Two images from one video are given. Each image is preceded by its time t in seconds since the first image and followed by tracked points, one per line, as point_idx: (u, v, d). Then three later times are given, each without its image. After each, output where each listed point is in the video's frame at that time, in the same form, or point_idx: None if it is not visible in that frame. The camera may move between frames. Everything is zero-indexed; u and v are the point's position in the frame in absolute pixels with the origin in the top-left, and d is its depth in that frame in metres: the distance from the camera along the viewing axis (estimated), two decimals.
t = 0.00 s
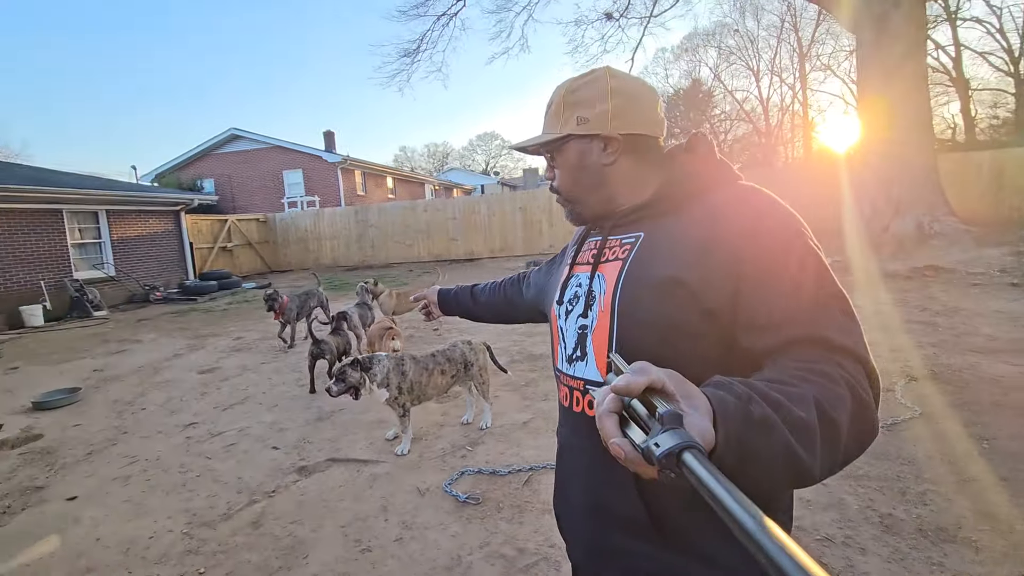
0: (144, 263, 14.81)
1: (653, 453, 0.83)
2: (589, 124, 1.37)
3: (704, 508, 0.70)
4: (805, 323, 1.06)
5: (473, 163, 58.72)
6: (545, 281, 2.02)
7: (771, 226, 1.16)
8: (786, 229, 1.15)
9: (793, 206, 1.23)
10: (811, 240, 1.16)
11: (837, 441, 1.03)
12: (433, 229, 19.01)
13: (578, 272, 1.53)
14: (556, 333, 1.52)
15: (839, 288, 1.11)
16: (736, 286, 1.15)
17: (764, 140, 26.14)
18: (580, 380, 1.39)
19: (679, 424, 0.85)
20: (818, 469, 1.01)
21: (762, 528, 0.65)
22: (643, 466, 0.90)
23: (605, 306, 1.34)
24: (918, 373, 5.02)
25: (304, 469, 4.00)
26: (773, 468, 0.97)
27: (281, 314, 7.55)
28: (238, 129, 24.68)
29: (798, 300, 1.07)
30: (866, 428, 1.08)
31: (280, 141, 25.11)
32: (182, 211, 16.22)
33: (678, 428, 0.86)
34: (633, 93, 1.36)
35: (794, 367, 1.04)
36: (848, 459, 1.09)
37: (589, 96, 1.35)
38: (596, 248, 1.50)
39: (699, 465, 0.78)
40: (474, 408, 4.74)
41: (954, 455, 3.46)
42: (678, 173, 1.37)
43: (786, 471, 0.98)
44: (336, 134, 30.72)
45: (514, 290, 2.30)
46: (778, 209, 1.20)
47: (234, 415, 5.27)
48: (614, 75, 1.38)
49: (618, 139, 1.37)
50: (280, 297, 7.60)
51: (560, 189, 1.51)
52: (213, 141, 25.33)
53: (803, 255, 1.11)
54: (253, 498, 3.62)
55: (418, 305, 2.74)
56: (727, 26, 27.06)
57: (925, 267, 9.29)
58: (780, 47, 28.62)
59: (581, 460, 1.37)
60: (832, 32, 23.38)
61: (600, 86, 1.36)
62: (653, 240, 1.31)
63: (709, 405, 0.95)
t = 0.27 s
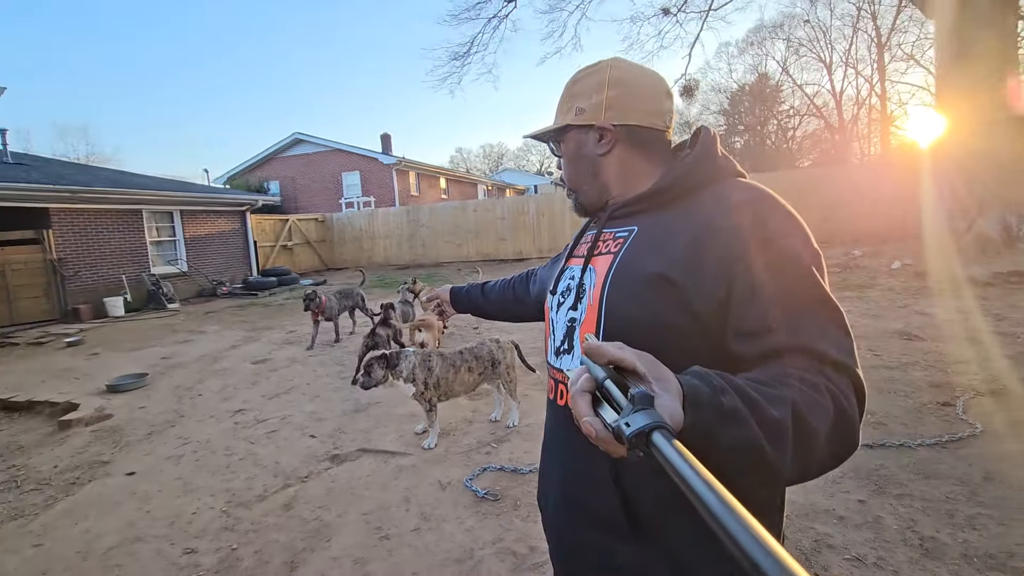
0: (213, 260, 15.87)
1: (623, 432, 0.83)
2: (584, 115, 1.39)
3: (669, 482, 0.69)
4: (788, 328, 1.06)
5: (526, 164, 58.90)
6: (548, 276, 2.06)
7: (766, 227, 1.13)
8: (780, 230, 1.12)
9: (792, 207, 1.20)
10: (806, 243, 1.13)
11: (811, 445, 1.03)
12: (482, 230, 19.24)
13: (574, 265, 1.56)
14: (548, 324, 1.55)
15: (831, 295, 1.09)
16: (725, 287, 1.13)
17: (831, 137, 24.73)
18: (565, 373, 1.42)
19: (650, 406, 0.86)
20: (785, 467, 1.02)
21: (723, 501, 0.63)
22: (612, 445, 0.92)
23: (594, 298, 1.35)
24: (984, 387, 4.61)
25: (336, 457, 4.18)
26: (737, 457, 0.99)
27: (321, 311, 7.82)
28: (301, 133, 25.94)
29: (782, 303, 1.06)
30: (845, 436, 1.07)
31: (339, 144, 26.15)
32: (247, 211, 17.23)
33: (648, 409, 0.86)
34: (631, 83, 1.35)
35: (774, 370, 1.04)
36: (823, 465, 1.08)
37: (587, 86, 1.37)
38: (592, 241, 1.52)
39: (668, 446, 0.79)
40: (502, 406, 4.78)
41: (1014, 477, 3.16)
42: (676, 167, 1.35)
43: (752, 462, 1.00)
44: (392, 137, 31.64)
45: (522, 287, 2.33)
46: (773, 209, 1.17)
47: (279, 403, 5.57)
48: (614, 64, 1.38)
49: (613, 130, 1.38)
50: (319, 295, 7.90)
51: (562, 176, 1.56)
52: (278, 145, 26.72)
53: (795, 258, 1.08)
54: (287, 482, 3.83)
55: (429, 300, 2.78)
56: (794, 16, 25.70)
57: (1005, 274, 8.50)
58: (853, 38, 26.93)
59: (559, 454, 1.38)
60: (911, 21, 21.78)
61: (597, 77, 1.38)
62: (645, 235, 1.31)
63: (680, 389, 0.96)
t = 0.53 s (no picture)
0: (273, 259, 16.75)
1: (611, 420, 0.87)
2: (606, 95, 1.34)
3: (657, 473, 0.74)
4: (797, 335, 1.01)
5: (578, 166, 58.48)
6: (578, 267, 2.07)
7: (784, 229, 1.07)
8: (801, 232, 1.05)
9: (817, 206, 1.12)
10: (829, 246, 1.06)
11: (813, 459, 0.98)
12: (529, 232, 19.26)
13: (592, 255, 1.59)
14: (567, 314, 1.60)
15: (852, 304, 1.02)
16: (736, 289, 1.10)
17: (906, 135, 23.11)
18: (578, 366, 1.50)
19: (637, 396, 0.89)
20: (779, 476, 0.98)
21: (705, 489, 0.69)
22: (600, 431, 0.96)
23: (605, 292, 1.36)
24: None
25: (367, 449, 4.32)
26: (724, 454, 0.97)
27: (352, 311, 8.09)
28: (358, 138, 26.90)
29: (793, 309, 1.01)
30: (856, 452, 1.01)
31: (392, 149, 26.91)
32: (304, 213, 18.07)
33: (635, 397, 0.90)
34: (657, 63, 1.29)
35: (779, 375, 1.00)
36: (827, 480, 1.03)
37: (612, 63, 1.32)
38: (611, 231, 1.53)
39: (653, 436, 0.82)
40: (530, 406, 4.79)
41: None
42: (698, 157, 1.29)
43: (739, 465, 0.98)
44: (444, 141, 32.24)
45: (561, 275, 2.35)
46: (794, 209, 1.10)
47: (320, 396, 5.82)
48: (642, 42, 1.31)
49: (633, 112, 1.33)
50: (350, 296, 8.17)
51: (583, 156, 1.53)
52: (336, 150, 27.81)
53: (814, 264, 1.01)
54: (319, 471, 4.00)
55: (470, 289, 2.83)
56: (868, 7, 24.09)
57: None
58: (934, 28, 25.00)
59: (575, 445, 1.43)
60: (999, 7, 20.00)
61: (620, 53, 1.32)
62: (659, 231, 1.30)
63: (669, 379, 0.97)
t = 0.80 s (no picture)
0: (319, 257, 17.36)
1: (615, 411, 0.85)
2: (639, 69, 1.25)
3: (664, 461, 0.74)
4: (821, 329, 0.92)
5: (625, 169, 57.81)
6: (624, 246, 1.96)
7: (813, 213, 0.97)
8: (831, 218, 0.95)
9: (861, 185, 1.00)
10: (866, 229, 0.94)
11: (837, 461, 0.90)
12: (570, 235, 19.14)
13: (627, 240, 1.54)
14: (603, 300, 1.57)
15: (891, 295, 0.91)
16: (759, 280, 1.02)
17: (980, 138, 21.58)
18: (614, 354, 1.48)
19: (639, 383, 0.87)
20: (795, 476, 0.91)
21: (720, 471, 0.70)
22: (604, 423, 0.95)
23: (633, 282, 1.32)
24: None
25: (391, 443, 4.41)
26: (733, 447, 0.92)
27: (378, 310, 8.28)
28: (405, 141, 27.51)
29: (820, 301, 0.92)
30: (892, 450, 0.92)
31: (438, 151, 27.39)
32: (350, 213, 18.64)
33: (639, 385, 0.88)
34: (696, 33, 1.16)
35: (800, 370, 0.91)
36: (859, 480, 0.95)
37: (647, 34, 1.22)
38: (645, 216, 1.48)
39: (660, 423, 0.80)
40: (553, 408, 4.76)
41: None
42: (732, 139, 1.20)
43: (749, 460, 0.92)
44: (488, 143, 32.49)
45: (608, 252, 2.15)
46: (829, 189, 0.99)
47: (352, 390, 5.99)
48: (680, 10, 1.18)
49: (667, 90, 1.23)
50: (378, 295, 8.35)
51: (620, 131, 1.45)
52: (383, 152, 28.55)
53: (846, 251, 0.91)
54: (343, 461, 4.10)
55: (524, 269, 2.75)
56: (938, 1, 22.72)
57: None
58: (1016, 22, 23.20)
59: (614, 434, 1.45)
60: None
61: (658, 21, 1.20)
62: (684, 220, 1.24)
63: (673, 366, 0.93)
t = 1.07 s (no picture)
0: (317, 262, 17.32)
1: (621, 391, 0.86)
2: (659, 70, 1.26)
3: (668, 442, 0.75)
4: (826, 324, 0.95)
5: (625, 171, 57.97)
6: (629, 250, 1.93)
7: (823, 212, 1.00)
8: (841, 215, 0.98)
9: (871, 187, 1.03)
10: (873, 230, 0.97)
11: (840, 453, 0.93)
12: (569, 238, 19.07)
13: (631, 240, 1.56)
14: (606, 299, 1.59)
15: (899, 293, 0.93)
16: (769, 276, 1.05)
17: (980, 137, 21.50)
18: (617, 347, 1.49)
19: (644, 365, 0.87)
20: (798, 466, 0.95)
21: (720, 455, 0.71)
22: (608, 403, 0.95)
23: (639, 280, 1.34)
24: None
25: (383, 452, 4.36)
26: (739, 435, 0.94)
27: (370, 318, 8.24)
28: (403, 145, 27.49)
29: (827, 296, 0.95)
30: (895, 447, 0.95)
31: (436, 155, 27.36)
32: (348, 218, 18.61)
33: (646, 366, 0.88)
34: (716, 41, 1.18)
35: (808, 363, 0.94)
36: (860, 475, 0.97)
37: (666, 38, 1.23)
38: (651, 217, 1.50)
39: (666, 405, 0.81)
40: (547, 416, 4.72)
41: None
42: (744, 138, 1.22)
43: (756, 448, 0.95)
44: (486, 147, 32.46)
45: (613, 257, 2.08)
46: (841, 189, 1.02)
47: (346, 397, 5.95)
48: (703, 15, 1.21)
49: (686, 92, 1.25)
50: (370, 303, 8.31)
51: (630, 132, 1.46)
52: (382, 157, 28.53)
53: (856, 251, 0.94)
54: (334, 471, 4.06)
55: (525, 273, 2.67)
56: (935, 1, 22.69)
57: None
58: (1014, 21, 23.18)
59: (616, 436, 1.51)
60: None
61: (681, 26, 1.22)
62: (693, 219, 1.27)
63: (678, 349, 0.94)
